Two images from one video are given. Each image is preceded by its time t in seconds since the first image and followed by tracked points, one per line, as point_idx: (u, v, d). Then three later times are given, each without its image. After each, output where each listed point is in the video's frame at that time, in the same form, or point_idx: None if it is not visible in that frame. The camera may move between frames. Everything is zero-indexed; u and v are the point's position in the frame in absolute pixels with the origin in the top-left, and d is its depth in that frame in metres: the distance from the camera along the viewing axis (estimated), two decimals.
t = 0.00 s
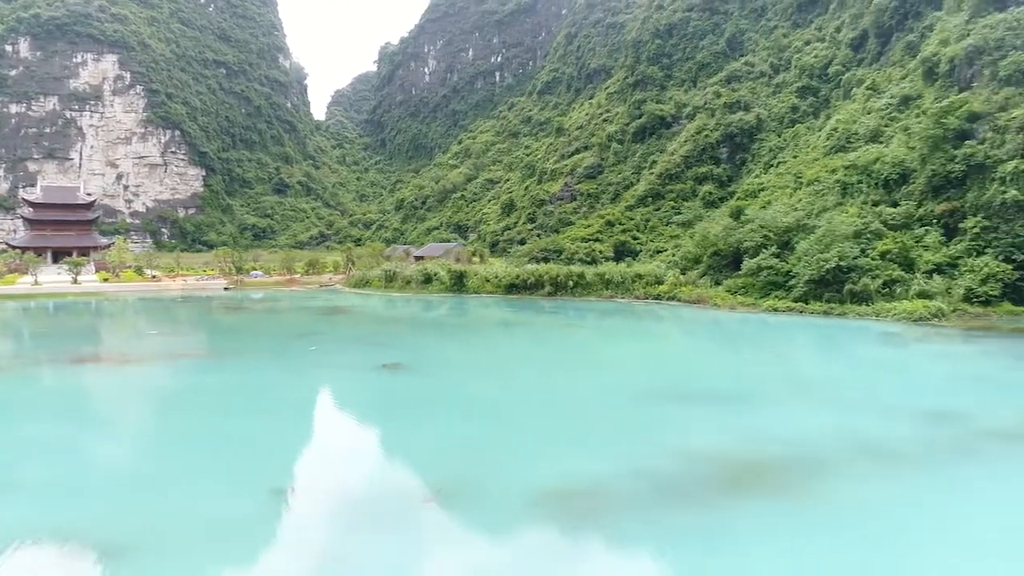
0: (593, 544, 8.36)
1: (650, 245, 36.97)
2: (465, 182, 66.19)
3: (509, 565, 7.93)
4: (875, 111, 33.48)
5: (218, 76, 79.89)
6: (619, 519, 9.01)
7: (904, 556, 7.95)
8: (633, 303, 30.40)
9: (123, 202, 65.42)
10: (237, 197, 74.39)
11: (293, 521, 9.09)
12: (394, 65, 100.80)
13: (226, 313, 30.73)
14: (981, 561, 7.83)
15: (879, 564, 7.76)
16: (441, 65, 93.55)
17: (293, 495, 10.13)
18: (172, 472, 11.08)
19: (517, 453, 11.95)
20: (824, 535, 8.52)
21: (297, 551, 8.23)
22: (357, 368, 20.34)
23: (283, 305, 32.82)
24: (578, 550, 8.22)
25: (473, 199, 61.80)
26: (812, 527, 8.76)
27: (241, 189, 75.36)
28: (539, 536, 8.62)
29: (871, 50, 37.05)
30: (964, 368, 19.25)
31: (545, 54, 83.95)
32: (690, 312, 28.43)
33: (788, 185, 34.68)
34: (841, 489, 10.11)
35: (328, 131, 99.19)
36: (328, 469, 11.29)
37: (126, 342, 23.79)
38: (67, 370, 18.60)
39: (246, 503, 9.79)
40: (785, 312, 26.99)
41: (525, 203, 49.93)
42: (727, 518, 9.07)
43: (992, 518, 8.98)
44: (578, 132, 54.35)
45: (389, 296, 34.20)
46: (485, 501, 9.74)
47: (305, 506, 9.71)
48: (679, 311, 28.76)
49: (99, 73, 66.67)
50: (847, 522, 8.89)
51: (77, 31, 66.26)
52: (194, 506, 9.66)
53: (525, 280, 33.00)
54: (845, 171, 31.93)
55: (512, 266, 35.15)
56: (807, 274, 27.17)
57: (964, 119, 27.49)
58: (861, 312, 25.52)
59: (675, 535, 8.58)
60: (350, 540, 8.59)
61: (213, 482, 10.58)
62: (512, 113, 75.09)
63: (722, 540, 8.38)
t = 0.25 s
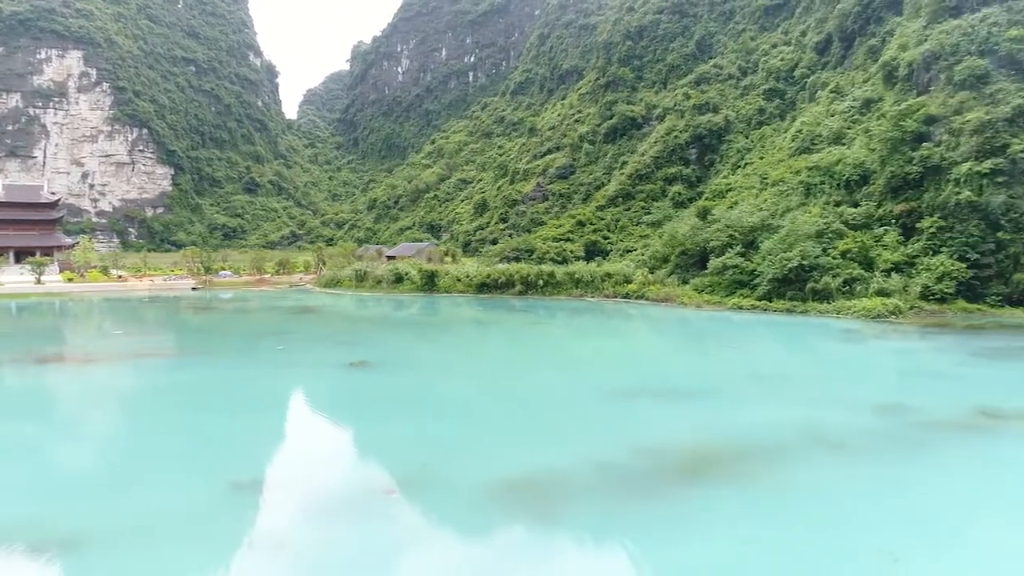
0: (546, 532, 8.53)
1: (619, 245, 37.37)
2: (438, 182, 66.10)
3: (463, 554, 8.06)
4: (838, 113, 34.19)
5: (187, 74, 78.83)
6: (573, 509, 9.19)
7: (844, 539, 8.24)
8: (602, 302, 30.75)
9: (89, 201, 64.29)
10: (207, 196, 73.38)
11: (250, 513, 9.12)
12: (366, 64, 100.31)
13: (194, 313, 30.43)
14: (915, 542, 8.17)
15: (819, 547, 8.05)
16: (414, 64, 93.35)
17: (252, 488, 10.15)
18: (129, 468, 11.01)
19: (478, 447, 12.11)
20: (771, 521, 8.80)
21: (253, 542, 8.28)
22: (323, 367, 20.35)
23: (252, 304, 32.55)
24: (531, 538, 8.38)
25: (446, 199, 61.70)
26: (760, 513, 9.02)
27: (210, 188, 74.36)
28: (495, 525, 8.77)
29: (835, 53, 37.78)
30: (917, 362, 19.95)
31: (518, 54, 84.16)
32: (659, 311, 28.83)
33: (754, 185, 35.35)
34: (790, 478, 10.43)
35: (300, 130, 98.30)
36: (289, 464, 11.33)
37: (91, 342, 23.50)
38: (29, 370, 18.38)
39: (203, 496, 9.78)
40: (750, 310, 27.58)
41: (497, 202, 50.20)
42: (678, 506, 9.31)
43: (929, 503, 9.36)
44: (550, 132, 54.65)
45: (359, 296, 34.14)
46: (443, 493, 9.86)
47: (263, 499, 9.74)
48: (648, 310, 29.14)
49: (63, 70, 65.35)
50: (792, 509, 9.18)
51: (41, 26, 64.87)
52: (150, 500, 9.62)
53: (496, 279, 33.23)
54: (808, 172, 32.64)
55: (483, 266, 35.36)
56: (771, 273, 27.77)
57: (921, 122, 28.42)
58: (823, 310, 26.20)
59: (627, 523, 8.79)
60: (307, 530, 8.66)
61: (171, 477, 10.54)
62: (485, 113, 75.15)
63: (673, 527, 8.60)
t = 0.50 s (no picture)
0: (503, 520, 8.70)
1: (590, 244, 37.67)
2: (410, 181, 65.95)
3: (418, 540, 8.19)
4: (803, 115, 34.85)
5: (155, 71, 77.68)
6: (530, 499, 9.36)
7: (790, 526, 8.52)
8: (572, 300, 31.02)
9: (53, 200, 63.15)
10: (175, 196, 72.30)
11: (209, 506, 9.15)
12: (338, 63, 99.65)
13: (161, 313, 30.13)
14: (855, 527, 8.50)
15: (777, 533, 8.29)
16: (387, 64, 92.96)
17: (213, 483, 10.17)
18: (89, 465, 10.96)
19: (441, 441, 12.25)
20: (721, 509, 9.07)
21: (210, 533, 8.33)
22: (291, 366, 20.31)
23: (221, 304, 32.27)
24: (487, 526, 8.55)
25: (418, 199, 61.52)
26: (711, 502, 9.29)
27: (179, 187, 73.29)
28: (452, 514, 8.92)
29: (801, 57, 38.53)
30: (874, 358, 20.60)
31: (491, 54, 84.17)
32: (628, 309, 29.18)
33: (722, 185, 35.93)
34: (750, 469, 10.71)
35: (271, 129, 97.25)
36: (252, 460, 11.36)
37: (55, 342, 23.21)
38: None
39: (169, 491, 9.77)
40: (716, 308, 28.09)
41: (469, 201, 50.30)
42: (634, 496, 9.54)
43: (873, 490, 9.71)
44: (522, 133, 54.88)
45: (330, 296, 34.06)
46: (404, 486, 9.98)
47: (223, 493, 9.77)
48: (618, 308, 29.49)
49: (26, 66, 63.96)
50: (743, 498, 9.46)
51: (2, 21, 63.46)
52: (107, 496, 9.60)
53: (467, 278, 33.40)
54: (773, 174, 33.31)
55: (454, 265, 35.53)
56: (736, 272, 28.23)
57: (880, 125, 29.30)
58: (786, 308, 26.79)
59: (582, 511, 9.00)
60: (265, 521, 8.73)
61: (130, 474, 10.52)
62: (458, 113, 75.07)
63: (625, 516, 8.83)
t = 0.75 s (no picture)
0: (462, 514, 8.86)
1: (561, 244, 37.95)
2: (384, 181, 65.72)
3: (378, 534, 8.31)
4: (769, 117, 35.50)
5: (122, 68, 76.48)
6: (504, 495, 9.50)
7: (740, 516, 8.78)
8: (542, 300, 31.28)
9: (17, 199, 61.81)
10: (144, 195, 71.16)
11: (168, 506, 9.17)
12: (310, 62, 98.90)
13: (128, 313, 29.85)
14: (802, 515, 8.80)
15: (743, 524, 8.53)
16: (360, 63, 92.48)
17: (175, 483, 10.19)
18: (53, 466, 10.92)
19: (407, 438, 12.38)
20: (676, 500, 9.32)
21: (169, 531, 8.37)
22: (259, 366, 20.24)
23: (190, 305, 32.01)
24: (447, 520, 8.69)
25: (392, 199, 61.30)
26: (667, 493, 9.55)
27: (148, 186, 72.20)
28: (413, 510, 9.06)
29: (768, 60, 39.22)
30: (835, 354, 21.16)
31: (465, 54, 84.03)
32: (597, 308, 29.54)
33: (691, 186, 36.50)
34: (716, 461, 11.00)
35: (242, 128, 96.11)
36: (216, 459, 11.37)
37: (18, 343, 22.96)
38: None
39: (139, 492, 9.77)
40: (684, 307, 28.58)
41: (442, 201, 50.35)
42: (592, 489, 9.75)
43: (821, 481, 10.04)
44: (495, 133, 55.03)
45: (301, 295, 34.00)
46: (367, 483, 10.08)
47: (184, 492, 9.79)
48: (588, 307, 29.84)
49: None
50: (697, 489, 9.72)
51: None
52: (72, 497, 9.60)
53: (439, 278, 33.55)
54: (740, 175, 33.93)
55: (426, 265, 35.67)
56: (703, 271, 28.74)
57: (843, 127, 30.01)
58: (752, 306, 27.37)
59: (541, 505, 9.18)
60: (226, 519, 8.78)
61: (91, 475, 10.49)
62: (432, 113, 74.89)
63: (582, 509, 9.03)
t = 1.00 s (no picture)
0: (428, 513, 8.99)
1: (531, 244, 38.21)
2: (354, 181, 65.40)
3: (348, 533, 8.41)
4: (734, 119, 36.15)
5: (85, 64, 75.28)
6: (473, 493, 9.66)
7: (703, 510, 9.06)
8: (510, 299, 31.47)
9: None
10: (108, 194, 69.85)
11: (131, 505, 9.20)
12: (280, 60, 97.97)
13: (90, 313, 29.52)
14: (759, 508, 9.09)
15: (706, 518, 8.80)
16: (330, 61, 91.86)
17: (136, 482, 10.18)
18: (16, 469, 10.84)
19: (374, 437, 12.48)
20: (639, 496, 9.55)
21: (130, 532, 8.38)
22: (222, 365, 20.16)
23: (155, 305, 31.68)
24: (417, 518, 8.83)
25: (362, 198, 60.97)
26: (629, 489, 9.78)
27: (113, 185, 70.97)
28: (380, 509, 9.16)
29: (734, 62, 39.94)
30: (794, 350, 21.72)
31: (436, 54, 83.70)
32: (564, 307, 29.86)
33: (657, 187, 37.04)
34: (679, 456, 11.29)
35: (210, 127, 94.77)
36: (180, 461, 11.35)
37: None
38: None
39: (105, 492, 9.76)
40: (649, 305, 29.03)
41: (412, 201, 50.32)
42: (556, 486, 9.95)
43: (781, 475, 10.35)
44: (465, 133, 55.13)
45: (268, 295, 33.86)
46: (333, 483, 10.16)
47: (145, 493, 9.79)
48: (555, 306, 30.15)
49: None
50: (659, 484, 9.98)
51: None
52: (36, 499, 9.56)
53: (408, 278, 33.65)
54: (705, 175, 34.56)
55: (395, 265, 35.73)
56: (668, 270, 29.23)
57: (803, 129, 30.80)
58: (715, 304, 27.90)
59: (510, 502, 9.36)
60: (192, 520, 8.80)
61: (53, 476, 10.46)
62: (403, 113, 74.60)
63: (547, 506, 9.20)
